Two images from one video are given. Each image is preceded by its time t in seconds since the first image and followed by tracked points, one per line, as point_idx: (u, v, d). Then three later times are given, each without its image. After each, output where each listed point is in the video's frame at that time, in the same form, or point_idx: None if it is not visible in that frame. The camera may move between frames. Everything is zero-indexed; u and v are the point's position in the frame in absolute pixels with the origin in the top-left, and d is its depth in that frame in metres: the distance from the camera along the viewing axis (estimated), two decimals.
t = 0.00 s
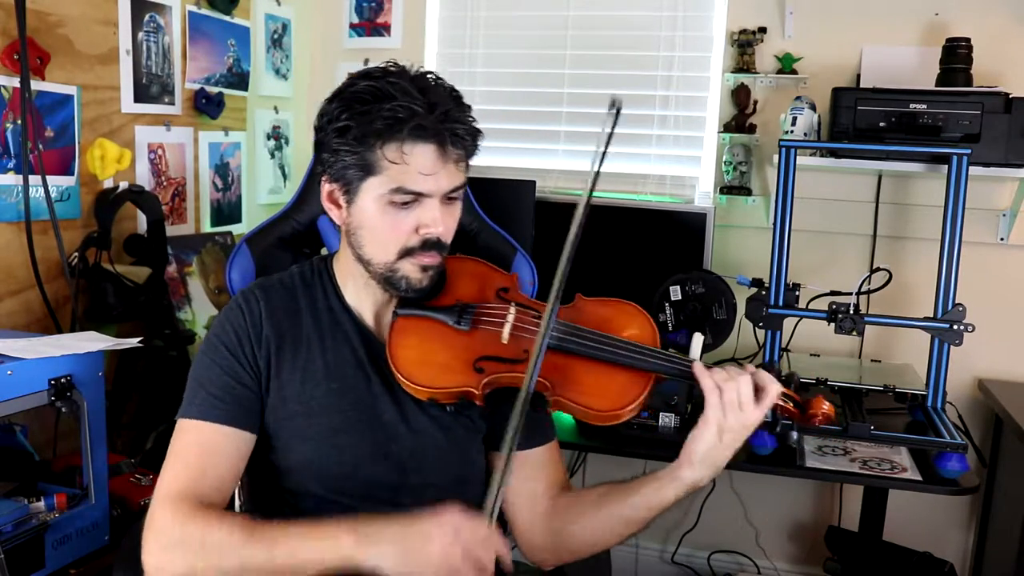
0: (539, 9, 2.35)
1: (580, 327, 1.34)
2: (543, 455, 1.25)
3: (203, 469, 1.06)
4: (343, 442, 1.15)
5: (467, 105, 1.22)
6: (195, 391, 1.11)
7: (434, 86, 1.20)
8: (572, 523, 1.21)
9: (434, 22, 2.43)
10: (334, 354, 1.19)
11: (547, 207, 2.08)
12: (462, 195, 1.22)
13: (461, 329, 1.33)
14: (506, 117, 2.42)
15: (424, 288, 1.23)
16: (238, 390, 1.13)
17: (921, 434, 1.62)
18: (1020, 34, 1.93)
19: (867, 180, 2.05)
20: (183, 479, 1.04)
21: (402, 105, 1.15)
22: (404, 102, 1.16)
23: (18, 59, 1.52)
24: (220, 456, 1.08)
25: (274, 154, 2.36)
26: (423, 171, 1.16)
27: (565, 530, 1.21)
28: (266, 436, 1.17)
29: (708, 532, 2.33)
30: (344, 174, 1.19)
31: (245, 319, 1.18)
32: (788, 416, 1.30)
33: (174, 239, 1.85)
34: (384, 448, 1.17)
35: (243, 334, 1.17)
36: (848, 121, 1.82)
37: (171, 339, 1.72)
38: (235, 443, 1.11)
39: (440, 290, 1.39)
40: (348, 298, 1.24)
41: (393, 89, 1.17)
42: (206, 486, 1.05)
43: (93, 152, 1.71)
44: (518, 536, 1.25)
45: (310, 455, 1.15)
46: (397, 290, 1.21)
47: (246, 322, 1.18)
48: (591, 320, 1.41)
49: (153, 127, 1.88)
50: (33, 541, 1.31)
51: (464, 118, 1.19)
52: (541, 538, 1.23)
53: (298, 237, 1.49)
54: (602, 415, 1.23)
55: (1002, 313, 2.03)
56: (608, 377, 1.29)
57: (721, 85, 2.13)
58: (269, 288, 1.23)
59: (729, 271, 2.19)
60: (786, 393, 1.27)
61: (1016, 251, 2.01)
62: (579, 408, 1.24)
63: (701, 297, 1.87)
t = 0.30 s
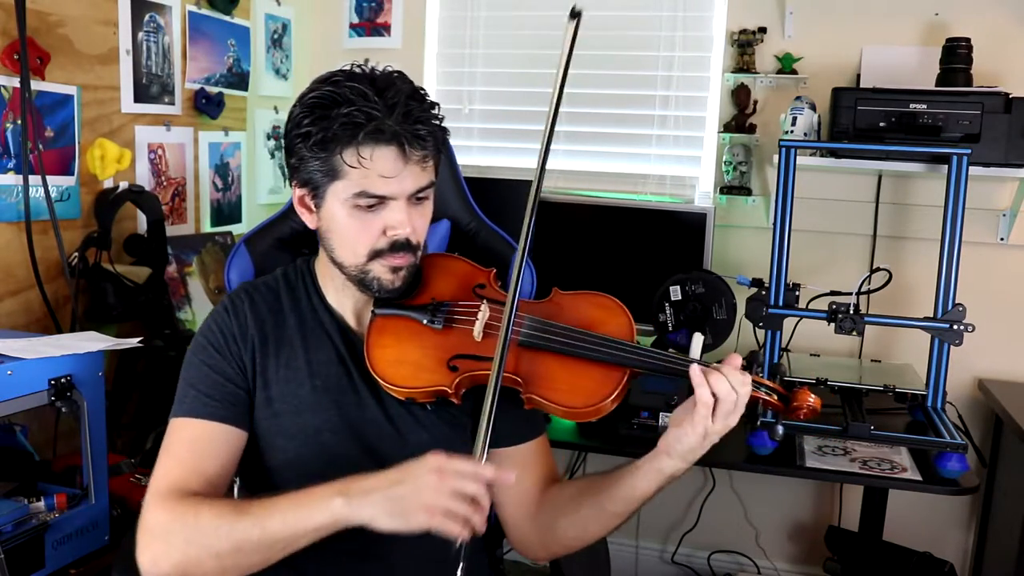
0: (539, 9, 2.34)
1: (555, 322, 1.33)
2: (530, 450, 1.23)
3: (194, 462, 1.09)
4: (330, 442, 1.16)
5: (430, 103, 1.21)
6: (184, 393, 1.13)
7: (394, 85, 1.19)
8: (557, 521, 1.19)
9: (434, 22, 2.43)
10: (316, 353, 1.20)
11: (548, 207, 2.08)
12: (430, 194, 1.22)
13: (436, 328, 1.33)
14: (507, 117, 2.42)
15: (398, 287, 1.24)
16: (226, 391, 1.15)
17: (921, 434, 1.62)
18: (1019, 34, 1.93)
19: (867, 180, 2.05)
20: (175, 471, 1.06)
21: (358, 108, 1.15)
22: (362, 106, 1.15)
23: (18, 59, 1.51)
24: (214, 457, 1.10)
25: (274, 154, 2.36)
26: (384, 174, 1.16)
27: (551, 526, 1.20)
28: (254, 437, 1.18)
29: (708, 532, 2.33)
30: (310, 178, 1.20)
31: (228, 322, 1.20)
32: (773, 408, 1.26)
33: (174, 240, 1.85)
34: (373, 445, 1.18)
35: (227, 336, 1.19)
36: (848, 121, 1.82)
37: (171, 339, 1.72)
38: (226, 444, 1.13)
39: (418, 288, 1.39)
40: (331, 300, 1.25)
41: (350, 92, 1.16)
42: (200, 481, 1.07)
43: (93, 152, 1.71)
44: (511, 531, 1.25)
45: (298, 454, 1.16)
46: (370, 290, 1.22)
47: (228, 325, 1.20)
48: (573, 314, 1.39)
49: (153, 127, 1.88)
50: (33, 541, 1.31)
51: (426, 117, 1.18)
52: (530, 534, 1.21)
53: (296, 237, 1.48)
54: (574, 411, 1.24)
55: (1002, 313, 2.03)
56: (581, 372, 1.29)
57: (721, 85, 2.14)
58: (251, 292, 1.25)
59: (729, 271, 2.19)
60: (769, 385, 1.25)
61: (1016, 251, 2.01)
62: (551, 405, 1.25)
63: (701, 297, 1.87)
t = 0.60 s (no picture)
0: (538, 9, 2.35)
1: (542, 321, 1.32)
2: (525, 449, 1.25)
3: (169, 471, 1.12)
4: (324, 444, 1.17)
5: (412, 98, 1.21)
6: (165, 398, 1.16)
7: (375, 81, 1.19)
8: (552, 519, 1.19)
9: (434, 22, 2.43)
10: (303, 356, 1.21)
11: (547, 206, 2.07)
12: (417, 190, 1.21)
13: (424, 329, 1.31)
14: (507, 117, 2.42)
15: (389, 287, 1.22)
16: (208, 397, 1.17)
17: (921, 435, 1.62)
18: (1020, 34, 1.93)
19: (867, 180, 2.05)
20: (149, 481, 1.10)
21: (339, 105, 1.15)
22: (343, 102, 1.15)
23: (18, 59, 1.51)
24: (189, 465, 1.13)
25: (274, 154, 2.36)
26: (368, 170, 1.16)
27: (550, 523, 1.19)
28: (245, 441, 1.20)
29: (708, 532, 2.33)
30: (295, 179, 1.20)
31: (214, 326, 1.22)
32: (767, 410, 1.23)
33: (174, 240, 1.86)
34: (370, 446, 1.18)
35: (212, 340, 1.21)
36: (848, 121, 1.82)
37: (171, 338, 1.73)
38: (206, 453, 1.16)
39: (408, 287, 1.38)
40: (321, 303, 1.26)
41: (330, 89, 1.16)
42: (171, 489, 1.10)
43: (93, 152, 1.71)
44: (510, 533, 1.25)
45: (290, 457, 1.17)
46: (361, 292, 1.21)
47: (215, 330, 1.22)
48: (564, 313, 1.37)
49: (154, 127, 1.89)
50: (33, 541, 1.31)
51: (408, 112, 1.18)
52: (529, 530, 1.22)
53: (296, 237, 1.49)
54: (566, 413, 1.22)
55: (1002, 313, 2.03)
56: (570, 373, 1.27)
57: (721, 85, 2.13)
58: (240, 296, 1.26)
59: (729, 271, 2.19)
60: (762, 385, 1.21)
61: (1016, 251, 2.01)
62: (541, 407, 1.23)
63: (701, 297, 1.87)
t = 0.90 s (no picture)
0: (538, 9, 2.35)
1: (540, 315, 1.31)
2: (522, 449, 1.25)
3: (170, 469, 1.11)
4: (322, 443, 1.17)
5: (401, 95, 1.21)
6: (165, 397, 1.16)
7: (362, 79, 1.19)
8: (550, 517, 1.19)
9: (434, 22, 2.43)
10: (299, 355, 1.20)
11: (548, 206, 2.07)
12: (407, 187, 1.21)
13: (419, 326, 1.30)
14: (507, 117, 2.42)
15: (379, 285, 1.22)
16: (206, 396, 1.17)
17: (921, 434, 1.62)
18: (1020, 34, 1.93)
19: (867, 180, 2.05)
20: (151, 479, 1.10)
21: (325, 102, 1.15)
22: (330, 100, 1.15)
23: (18, 59, 1.51)
24: (190, 464, 1.13)
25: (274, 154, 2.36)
26: (355, 167, 1.16)
27: (546, 522, 1.19)
28: (243, 441, 1.20)
29: (708, 532, 2.33)
30: (285, 177, 1.21)
31: (211, 326, 1.22)
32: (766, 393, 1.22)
33: (174, 240, 1.85)
34: (370, 445, 1.18)
35: (209, 340, 1.21)
36: (848, 121, 1.82)
37: (171, 338, 1.73)
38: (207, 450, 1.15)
39: (402, 285, 1.37)
40: (316, 303, 1.26)
41: (317, 87, 1.17)
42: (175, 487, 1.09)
43: (93, 152, 1.71)
44: (509, 532, 1.24)
45: (286, 456, 1.17)
46: (351, 289, 1.21)
47: (212, 329, 1.22)
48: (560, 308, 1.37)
49: (153, 127, 1.88)
50: (33, 541, 1.31)
51: (396, 109, 1.18)
52: (526, 530, 1.22)
53: (296, 237, 1.49)
54: (564, 404, 1.21)
55: (1002, 313, 2.03)
56: (570, 364, 1.27)
57: (721, 85, 2.14)
58: (236, 296, 1.26)
59: (729, 271, 2.19)
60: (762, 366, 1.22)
61: (1016, 251, 2.01)
62: (538, 398, 1.22)
63: (701, 297, 1.87)
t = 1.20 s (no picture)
0: (539, 8, 2.34)
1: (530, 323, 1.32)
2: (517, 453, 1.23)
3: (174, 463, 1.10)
4: (320, 442, 1.17)
5: (392, 105, 1.20)
6: (176, 399, 1.15)
7: (352, 89, 1.18)
8: (546, 519, 1.20)
9: (434, 21, 2.43)
10: (299, 356, 1.20)
11: (547, 207, 2.07)
12: (399, 196, 1.20)
13: (413, 331, 1.33)
14: (507, 117, 2.42)
15: (373, 292, 1.23)
16: (214, 392, 1.16)
17: (921, 434, 1.62)
18: (1020, 34, 1.93)
19: (867, 180, 2.05)
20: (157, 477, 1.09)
21: (315, 116, 1.14)
22: (319, 112, 1.14)
23: (18, 59, 1.51)
24: (190, 457, 1.11)
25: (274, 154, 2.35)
26: (347, 180, 1.16)
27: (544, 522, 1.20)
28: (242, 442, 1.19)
29: (708, 532, 2.33)
30: (277, 187, 1.20)
31: (211, 326, 1.21)
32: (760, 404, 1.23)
33: (174, 240, 1.85)
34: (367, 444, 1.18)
35: (211, 339, 1.20)
36: (848, 121, 1.82)
37: (171, 338, 1.73)
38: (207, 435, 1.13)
39: (397, 288, 1.38)
40: (313, 306, 1.26)
41: (306, 100, 1.16)
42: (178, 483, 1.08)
43: (93, 152, 1.71)
44: (500, 535, 1.25)
45: (283, 457, 1.17)
46: (345, 297, 1.22)
47: (212, 328, 1.21)
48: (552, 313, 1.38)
49: (154, 127, 1.89)
50: (33, 541, 1.32)
51: (387, 120, 1.17)
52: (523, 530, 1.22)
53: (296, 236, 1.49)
54: (556, 414, 1.25)
55: (1002, 313, 2.03)
56: (559, 371, 1.30)
57: (721, 85, 2.14)
58: (234, 297, 1.26)
59: (729, 271, 2.19)
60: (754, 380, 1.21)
61: (1016, 251, 2.01)
62: (532, 409, 1.24)
63: (701, 297, 1.87)
